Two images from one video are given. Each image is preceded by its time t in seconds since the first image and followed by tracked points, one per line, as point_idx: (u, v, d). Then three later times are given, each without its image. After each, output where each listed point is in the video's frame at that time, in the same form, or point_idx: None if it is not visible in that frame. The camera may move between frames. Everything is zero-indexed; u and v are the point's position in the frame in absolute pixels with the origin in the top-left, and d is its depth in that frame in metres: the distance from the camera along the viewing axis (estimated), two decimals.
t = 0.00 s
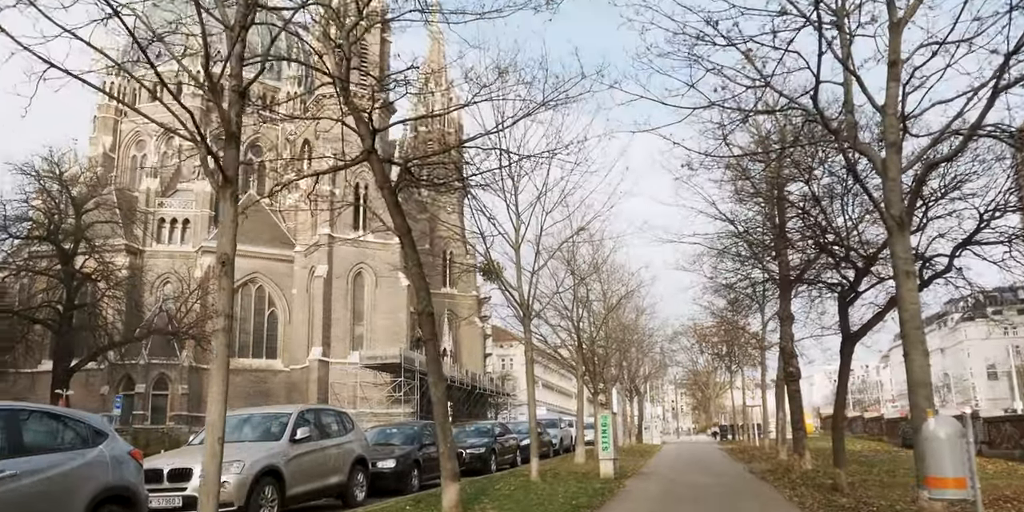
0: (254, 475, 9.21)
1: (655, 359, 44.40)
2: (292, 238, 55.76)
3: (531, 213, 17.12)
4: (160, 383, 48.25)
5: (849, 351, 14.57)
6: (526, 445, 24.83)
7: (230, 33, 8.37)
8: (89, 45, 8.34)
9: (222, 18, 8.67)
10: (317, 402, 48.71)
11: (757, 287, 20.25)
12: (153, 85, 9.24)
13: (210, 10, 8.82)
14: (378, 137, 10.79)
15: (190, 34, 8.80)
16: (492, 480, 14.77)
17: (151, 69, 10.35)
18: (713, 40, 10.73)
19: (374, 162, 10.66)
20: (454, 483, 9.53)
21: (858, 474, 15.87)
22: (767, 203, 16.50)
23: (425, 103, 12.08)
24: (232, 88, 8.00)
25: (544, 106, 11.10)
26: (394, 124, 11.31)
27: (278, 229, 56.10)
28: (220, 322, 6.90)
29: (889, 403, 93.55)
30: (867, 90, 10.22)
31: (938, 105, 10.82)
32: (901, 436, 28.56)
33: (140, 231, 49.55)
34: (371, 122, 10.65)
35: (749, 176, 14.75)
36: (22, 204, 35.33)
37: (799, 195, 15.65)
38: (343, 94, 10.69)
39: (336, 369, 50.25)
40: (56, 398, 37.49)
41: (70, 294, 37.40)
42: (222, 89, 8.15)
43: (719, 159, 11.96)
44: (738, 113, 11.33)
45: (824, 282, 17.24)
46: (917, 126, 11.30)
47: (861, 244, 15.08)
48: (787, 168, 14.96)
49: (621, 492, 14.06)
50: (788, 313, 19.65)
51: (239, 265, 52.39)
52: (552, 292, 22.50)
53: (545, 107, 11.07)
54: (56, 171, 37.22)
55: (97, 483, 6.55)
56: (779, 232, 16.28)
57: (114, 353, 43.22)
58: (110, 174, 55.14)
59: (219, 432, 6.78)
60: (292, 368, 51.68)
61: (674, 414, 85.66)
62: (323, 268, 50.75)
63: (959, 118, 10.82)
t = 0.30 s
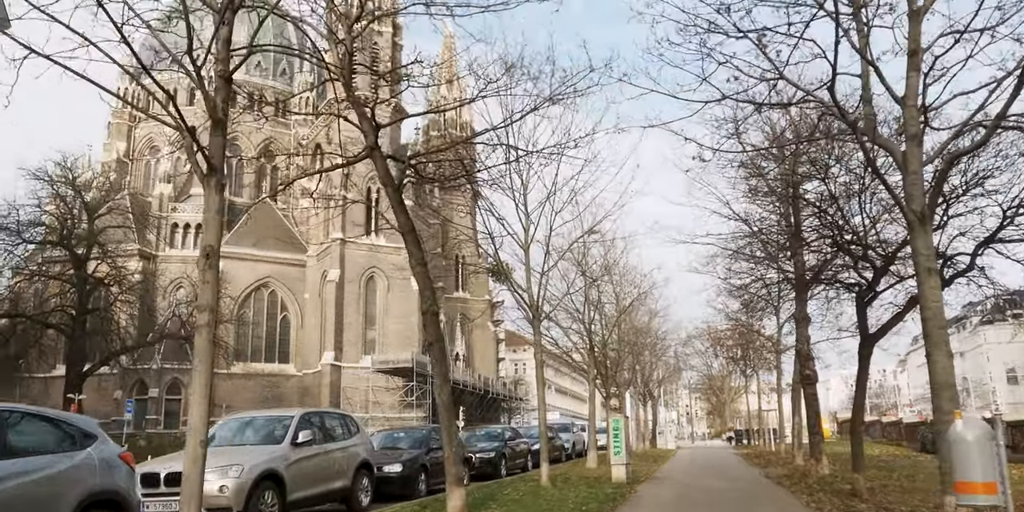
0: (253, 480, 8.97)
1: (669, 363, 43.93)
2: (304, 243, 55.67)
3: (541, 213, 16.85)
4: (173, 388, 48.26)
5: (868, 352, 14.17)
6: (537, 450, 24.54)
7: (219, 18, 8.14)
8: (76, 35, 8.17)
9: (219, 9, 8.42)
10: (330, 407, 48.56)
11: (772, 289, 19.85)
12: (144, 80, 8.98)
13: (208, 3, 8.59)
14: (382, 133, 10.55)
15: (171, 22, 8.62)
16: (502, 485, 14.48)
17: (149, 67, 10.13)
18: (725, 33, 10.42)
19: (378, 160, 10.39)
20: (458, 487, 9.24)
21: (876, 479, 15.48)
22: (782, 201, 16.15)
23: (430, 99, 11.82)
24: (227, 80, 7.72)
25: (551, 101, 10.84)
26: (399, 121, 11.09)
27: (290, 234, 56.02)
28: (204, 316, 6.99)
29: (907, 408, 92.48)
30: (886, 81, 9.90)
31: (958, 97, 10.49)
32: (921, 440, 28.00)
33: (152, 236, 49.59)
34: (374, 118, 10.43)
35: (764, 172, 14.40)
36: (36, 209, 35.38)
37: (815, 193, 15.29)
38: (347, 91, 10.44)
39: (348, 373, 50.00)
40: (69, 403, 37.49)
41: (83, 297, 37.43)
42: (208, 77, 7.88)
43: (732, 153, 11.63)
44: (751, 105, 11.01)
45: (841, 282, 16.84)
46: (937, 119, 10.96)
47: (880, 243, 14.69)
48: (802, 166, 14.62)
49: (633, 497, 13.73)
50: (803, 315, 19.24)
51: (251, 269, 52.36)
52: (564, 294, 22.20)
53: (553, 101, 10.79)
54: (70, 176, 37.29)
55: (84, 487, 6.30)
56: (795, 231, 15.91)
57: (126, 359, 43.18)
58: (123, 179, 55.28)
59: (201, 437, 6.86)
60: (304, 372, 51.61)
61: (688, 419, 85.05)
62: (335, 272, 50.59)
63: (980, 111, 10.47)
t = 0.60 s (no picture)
0: (249, 488, 8.76)
1: (679, 366, 43.61)
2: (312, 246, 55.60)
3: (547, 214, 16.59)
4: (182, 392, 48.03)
5: (882, 354, 13.82)
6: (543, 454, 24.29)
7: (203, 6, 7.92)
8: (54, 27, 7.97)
9: (212, 3, 8.20)
10: (338, 411, 48.38)
11: (781, 292, 19.51)
12: (134, 79, 8.78)
13: None
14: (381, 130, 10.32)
15: (161, 22, 8.36)
16: (507, 492, 14.20)
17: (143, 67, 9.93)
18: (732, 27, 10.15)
19: (376, 157, 10.13)
20: (458, 494, 8.96)
21: (891, 485, 15.11)
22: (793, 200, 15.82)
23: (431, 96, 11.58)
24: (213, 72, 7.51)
25: (554, 96, 10.56)
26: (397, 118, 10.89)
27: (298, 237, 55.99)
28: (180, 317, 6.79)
29: (920, 411, 91.82)
30: (901, 74, 9.57)
31: (974, 90, 10.17)
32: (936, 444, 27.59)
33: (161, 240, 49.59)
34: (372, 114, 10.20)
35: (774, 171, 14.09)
36: (43, 214, 35.33)
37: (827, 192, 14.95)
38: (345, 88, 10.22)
39: (356, 377, 49.72)
40: (76, 407, 37.46)
41: (91, 301, 37.23)
42: (190, 69, 7.65)
43: (740, 151, 11.33)
44: (761, 99, 10.71)
45: (855, 283, 16.44)
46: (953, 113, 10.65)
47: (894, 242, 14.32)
48: (814, 164, 14.31)
49: (641, 504, 13.42)
50: (815, 317, 18.87)
51: (259, 273, 52.27)
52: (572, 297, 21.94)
53: (556, 97, 10.52)
54: (78, 180, 37.24)
55: (67, 496, 6.09)
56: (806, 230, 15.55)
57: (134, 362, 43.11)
58: (132, 184, 55.22)
59: (175, 441, 6.59)
60: (313, 376, 51.47)
61: (699, 422, 84.54)
62: (344, 276, 50.44)
63: (998, 103, 10.13)
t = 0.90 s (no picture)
0: (245, 494, 8.52)
1: (691, 370, 43.22)
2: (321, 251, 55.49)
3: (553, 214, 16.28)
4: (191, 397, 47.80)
5: (898, 357, 13.46)
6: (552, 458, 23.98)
7: None
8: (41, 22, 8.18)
9: None
10: (347, 416, 48.16)
11: (793, 293, 19.14)
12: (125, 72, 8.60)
13: None
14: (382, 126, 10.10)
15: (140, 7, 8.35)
16: (514, 498, 13.89)
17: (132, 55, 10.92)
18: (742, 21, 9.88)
19: (376, 155, 9.91)
20: (461, 500, 8.69)
21: (909, 491, 14.73)
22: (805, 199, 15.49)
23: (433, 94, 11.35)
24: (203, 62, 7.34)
25: (559, 91, 10.29)
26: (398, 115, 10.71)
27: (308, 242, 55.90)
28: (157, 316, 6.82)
29: (934, 415, 90.95)
30: (917, 64, 9.29)
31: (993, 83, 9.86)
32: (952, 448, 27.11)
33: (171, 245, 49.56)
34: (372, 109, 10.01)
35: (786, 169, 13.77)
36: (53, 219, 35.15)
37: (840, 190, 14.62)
38: (346, 84, 10.00)
39: (365, 381, 49.51)
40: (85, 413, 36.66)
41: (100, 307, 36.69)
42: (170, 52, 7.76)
43: (751, 148, 11.03)
44: (771, 93, 10.42)
45: (870, 284, 16.07)
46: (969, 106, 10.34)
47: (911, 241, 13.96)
48: (827, 162, 13.97)
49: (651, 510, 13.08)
50: (828, 319, 18.49)
51: (269, 278, 52.18)
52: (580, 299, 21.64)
53: (561, 92, 10.26)
54: (87, 186, 37.15)
55: (49, 502, 5.84)
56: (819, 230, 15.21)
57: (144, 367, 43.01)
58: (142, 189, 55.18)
59: (151, 448, 6.67)
60: (322, 381, 51.30)
61: (710, 426, 83.95)
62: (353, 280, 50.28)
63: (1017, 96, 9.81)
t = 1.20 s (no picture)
0: (246, 498, 8.29)
1: (702, 373, 42.84)
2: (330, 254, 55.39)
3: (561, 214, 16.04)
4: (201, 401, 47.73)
5: (915, 359, 13.10)
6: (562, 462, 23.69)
7: None
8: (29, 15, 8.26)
9: None
10: (356, 420, 47.91)
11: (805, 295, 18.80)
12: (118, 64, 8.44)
13: None
14: (383, 122, 9.88)
15: None
16: (522, 503, 13.62)
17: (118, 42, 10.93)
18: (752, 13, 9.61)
19: (377, 150, 9.69)
20: (465, 507, 8.41)
21: (925, 496, 14.39)
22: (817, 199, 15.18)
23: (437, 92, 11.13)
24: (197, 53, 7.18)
25: (565, 86, 10.03)
26: (399, 113, 10.49)
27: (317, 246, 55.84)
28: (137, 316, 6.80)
29: (948, 418, 90.17)
30: (935, 55, 9.00)
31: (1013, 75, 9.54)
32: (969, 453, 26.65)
33: (181, 249, 49.54)
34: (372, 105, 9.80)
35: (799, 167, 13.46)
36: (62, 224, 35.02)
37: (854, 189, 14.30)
38: (347, 80, 9.80)
39: (375, 386, 49.27)
40: (94, 417, 36.29)
41: (109, 312, 36.32)
42: (157, 39, 7.74)
43: (763, 145, 10.72)
44: (785, 87, 10.12)
45: (884, 285, 15.71)
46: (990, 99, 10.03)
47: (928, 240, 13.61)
48: (841, 159, 13.68)
49: None
50: (842, 320, 18.14)
51: (278, 282, 52.10)
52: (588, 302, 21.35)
53: (568, 87, 10.02)
54: (96, 190, 37.04)
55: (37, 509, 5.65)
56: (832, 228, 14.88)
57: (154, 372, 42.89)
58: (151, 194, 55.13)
59: (130, 453, 6.66)
60: (331, 385, 51.12)
61: (721, 430, 83.49)
62: (361, 284, 50.10)
63: None
